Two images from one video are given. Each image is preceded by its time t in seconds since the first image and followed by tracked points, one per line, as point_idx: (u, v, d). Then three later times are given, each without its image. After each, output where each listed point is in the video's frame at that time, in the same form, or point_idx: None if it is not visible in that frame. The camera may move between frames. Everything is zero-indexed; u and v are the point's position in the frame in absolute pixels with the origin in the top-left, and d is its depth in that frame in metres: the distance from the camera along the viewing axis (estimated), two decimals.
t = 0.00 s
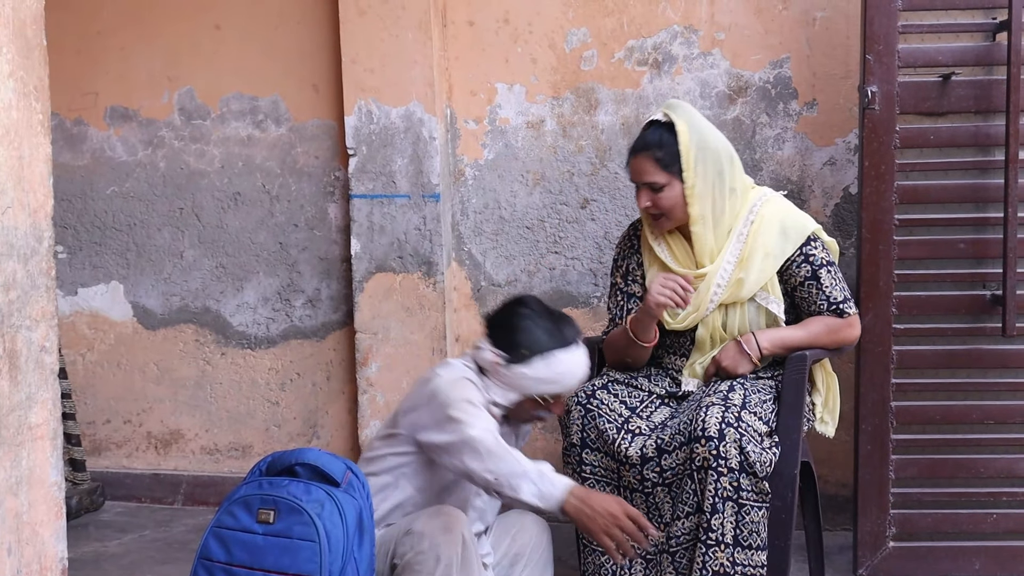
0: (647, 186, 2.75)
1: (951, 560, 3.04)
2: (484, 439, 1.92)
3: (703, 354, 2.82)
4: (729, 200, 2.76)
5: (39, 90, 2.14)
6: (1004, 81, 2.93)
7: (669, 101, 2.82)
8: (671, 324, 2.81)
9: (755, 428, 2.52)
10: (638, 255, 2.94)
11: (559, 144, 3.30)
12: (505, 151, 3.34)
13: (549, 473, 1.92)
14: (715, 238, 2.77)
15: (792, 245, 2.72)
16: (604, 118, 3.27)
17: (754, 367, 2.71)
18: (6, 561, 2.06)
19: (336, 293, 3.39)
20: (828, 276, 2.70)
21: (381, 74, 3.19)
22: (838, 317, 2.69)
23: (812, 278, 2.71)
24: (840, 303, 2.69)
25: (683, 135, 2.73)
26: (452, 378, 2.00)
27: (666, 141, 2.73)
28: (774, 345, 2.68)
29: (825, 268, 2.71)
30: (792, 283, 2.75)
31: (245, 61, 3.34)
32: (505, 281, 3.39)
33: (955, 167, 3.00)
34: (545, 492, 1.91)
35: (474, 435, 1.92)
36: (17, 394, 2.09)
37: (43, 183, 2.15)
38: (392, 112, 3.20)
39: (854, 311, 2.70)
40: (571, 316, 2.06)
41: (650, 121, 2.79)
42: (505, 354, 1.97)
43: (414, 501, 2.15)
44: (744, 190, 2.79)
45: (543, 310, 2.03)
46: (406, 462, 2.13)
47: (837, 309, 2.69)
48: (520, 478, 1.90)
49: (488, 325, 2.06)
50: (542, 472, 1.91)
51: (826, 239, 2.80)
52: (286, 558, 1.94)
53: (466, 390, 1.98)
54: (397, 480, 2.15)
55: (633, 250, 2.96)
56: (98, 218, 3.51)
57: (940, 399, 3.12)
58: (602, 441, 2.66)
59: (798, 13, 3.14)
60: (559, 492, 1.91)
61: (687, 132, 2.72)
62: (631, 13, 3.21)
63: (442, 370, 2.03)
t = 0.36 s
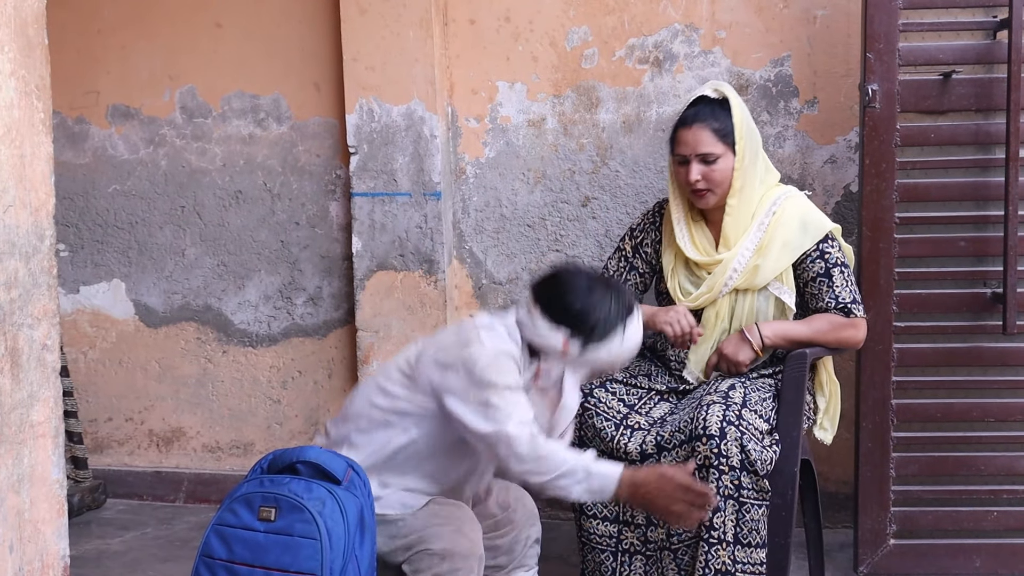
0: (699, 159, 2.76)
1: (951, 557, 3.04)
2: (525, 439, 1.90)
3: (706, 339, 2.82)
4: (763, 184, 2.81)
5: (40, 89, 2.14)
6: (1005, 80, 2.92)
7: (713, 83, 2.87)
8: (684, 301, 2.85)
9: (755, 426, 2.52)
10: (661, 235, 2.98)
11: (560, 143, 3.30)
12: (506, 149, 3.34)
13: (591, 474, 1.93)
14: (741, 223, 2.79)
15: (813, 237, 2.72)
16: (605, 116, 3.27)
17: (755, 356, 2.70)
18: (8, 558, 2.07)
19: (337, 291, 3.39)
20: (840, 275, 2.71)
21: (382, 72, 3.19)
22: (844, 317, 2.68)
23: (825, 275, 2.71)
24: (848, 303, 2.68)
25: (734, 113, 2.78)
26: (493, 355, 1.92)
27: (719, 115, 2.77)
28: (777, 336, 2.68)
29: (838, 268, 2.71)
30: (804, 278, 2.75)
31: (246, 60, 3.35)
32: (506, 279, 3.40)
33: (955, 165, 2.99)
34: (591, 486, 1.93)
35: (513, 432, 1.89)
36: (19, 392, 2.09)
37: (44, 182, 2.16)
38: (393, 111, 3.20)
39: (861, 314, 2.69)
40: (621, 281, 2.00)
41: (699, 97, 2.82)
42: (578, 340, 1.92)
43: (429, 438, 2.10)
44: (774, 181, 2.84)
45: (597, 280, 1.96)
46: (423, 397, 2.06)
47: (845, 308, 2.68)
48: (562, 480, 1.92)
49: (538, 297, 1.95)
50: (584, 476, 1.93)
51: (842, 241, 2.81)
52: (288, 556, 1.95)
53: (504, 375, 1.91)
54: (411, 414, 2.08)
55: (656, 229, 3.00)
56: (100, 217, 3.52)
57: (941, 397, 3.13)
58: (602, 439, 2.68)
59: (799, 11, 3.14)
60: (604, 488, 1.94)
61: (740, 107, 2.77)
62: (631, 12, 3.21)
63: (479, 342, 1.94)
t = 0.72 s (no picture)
0: (710, 142, 2.78)
1: (949, 559, 3.04)
2: (545, 299, 1.99)
3: (701, 332, 2.82)
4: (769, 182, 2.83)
5: (38, 91, 2.14)
6: (1002, 82, 2.94)
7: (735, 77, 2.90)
8: (678, 292, 2.84)
9: (752, 428, 2.53)
10: (657, 232, 2.98)
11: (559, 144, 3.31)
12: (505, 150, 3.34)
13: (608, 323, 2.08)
14: (742, 216, 2.80)
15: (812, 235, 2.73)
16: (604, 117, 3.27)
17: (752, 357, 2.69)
18: (5, 559, 2.07)
19: (335, 292, 3.39)
20: (838, 273, 2.71)
21: (380, 73, 3.19)
22: (840, 315, 2.68)
23: (823, 271, 2.72)
24: (844, 301, 2.68)
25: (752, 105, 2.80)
26: (485, 223, 1.97)
27: (735, 104, 2.79)
28: (774, 337, 2.67)
29: (837, 265, 2.72)
30: (801, 276, 2.76)
31: (245, 61, 3.35)
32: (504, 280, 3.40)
33: (953, 166, 3.00)
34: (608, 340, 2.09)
35: (533, 293, 1.98)
36: (17, 393, 2.10)
37: (42, 183, 2.16)
38: (392, 111, 3.20)
39: (856, 312, 2.69)
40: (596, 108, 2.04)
41: (721, 86, 2.84)
42: (555, 162, 1.97)
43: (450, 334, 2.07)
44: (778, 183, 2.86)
45: (571, 106, 2.01)
46: (437, 286, 2.04)
47: (841, 306, 2.68)
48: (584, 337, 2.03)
49: (513, 126, 2.01)
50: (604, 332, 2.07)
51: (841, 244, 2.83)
52: (287, 557, 1.96)
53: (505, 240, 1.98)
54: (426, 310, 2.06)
55: (653, 228, 3.00)
56: (99, 217, 3.52)
57: (939, 398, 3.13)
58: (597, 445, 2.67)
59: (798, 12, 3.15)
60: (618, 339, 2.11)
61: (756, 99, 2.79)
62: (630, 13, 3.21)
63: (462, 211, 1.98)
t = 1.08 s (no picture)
0: (704, 141, 2.81)
1: (941, 558, 3.06)
2: (549, 260, 2.34)
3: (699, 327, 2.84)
4: (767, 181, 2.84)
5: (34, 93, 2.16)
6: (994, 84, 2.97)
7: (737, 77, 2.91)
8: (675, 285, 2.86)
9: (746, 428, 2.55)
10: (656, 232, 2.99)
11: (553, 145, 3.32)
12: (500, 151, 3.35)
13: (602, 296, 2.46)
14: (739, 214, 2.82)
15: (804, 237, 2.74)
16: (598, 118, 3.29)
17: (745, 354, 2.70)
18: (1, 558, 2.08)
19: (331, 292, 3.41)
20: (833, 274, 2.73)
21: (376, 74, 3.20)
22: (834, 314, 2.70)
23: (818, 271, 2.73)
24: (837, 301, 2.70)
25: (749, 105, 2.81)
26: (504, 181, 2.31)
27: (732, 105, 2.81)
28: (767, 335, 2.68)
29: (832, 266, 2.73)
30: (796, 275, 2.77)
31: (241, 62, 3.36)
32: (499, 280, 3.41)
33: (946, 167, 3.03)
34: (600, 311, 2.47)
35: (541, 250, 2.33)
36: (13, 393, 2.11)
37: (38, 185, 2.17)
38: (387, 113, 3.22)
39: (850, 312, 2.71)
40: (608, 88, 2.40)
41: (719, 87, 2.86)
42: (566, 126, 2.31)
43: (463, 292, 2.38)
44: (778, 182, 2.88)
45: (586, 84, 2.37)
46: (454, 242, 2.37)
47: (834, 306, 2.70)
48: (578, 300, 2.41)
49: (534, 96, 2.37)
50: (597, 302, 2.44)
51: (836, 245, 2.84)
52: (282, 556, 1.99)
53: (520, 200, 2.31)
54: (443, 267, 2.37)
55: (652, 228, 3.01)
56: (95, 218, 3.53)
57: (931, 397, 3.15)
58: (591, 447, 2.68)
59: (791, 14, 3.16)
60: (609, 315, 2.49)
61: (753, 101, 2.79)
62: (624, 15, 3.23)
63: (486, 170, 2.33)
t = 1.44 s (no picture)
0: (703, 137, 2.82)
1: (934, 554, 3.08)
2: (526, 255, 2.35)
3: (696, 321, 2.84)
4: (767, 178, 2.85)
5: (30, 89, 2.16)
6: (988, 81, 2.98)
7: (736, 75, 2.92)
8: (672, 278, 2.86)
9: (741, 425, 2.56)
10: (655, 227, 3.00)
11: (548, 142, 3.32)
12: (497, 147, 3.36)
13: (583, 288, 2.47)
14: (738, 210, 2.83)
15: (800, 236, 2.75)
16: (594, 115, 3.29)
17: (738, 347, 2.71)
18: None
19: (327, 288, 3.41)
20: (829, 271, 2.73)
21: (372, 71, 3.21)
22: (829, 311, 2.70)
23: (815, 268, 2.74)
24: (833, 298, 2.71)
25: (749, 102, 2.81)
26: (478, 177, 2.32)
27: (731, 102, 2.81)
28: (761, 330, 2.69)
29: (828, 263, 2.74)
30: (793, 271, 2.78)
31: (236, 58, 3.36)
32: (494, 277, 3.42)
33: (939, 166, 3.04)
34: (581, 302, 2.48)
35: (519, 245, 2.34)
36: (7, 389, 2.11)
37: (33, 180, 2.17)
38: (383, 109, 3.22)
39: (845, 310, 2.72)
40: (578, 73, 2.42)
41: (720, 84, 2.86)
42: (537, 115, 2.34)
43: (445, 292, 2.40)
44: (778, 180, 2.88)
45: (555, 69, 2.39)
46: (434, 241, 2.38)
47: (830, 303, 2.71)
48: (558, 293, 2.42)
49: (504, 84, 2.38)
50: (577, 294, 2.45)
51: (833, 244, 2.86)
52: (277, 551, 2.00)
53: (498, 198, 2.32)
54: (424, 267, 2.39)
55: (651, 223, 3.02)
56: (91, 214, 3.52)
57: (924, 395, 3.17)
58: (587, 443, 2.68)
59: (787, 12, 3.17)
60: (590, 307, 2.50)
61: (754, 99, 2.79)
62: (620, 12, 3.23)
63: (460, 166, 2.33)
